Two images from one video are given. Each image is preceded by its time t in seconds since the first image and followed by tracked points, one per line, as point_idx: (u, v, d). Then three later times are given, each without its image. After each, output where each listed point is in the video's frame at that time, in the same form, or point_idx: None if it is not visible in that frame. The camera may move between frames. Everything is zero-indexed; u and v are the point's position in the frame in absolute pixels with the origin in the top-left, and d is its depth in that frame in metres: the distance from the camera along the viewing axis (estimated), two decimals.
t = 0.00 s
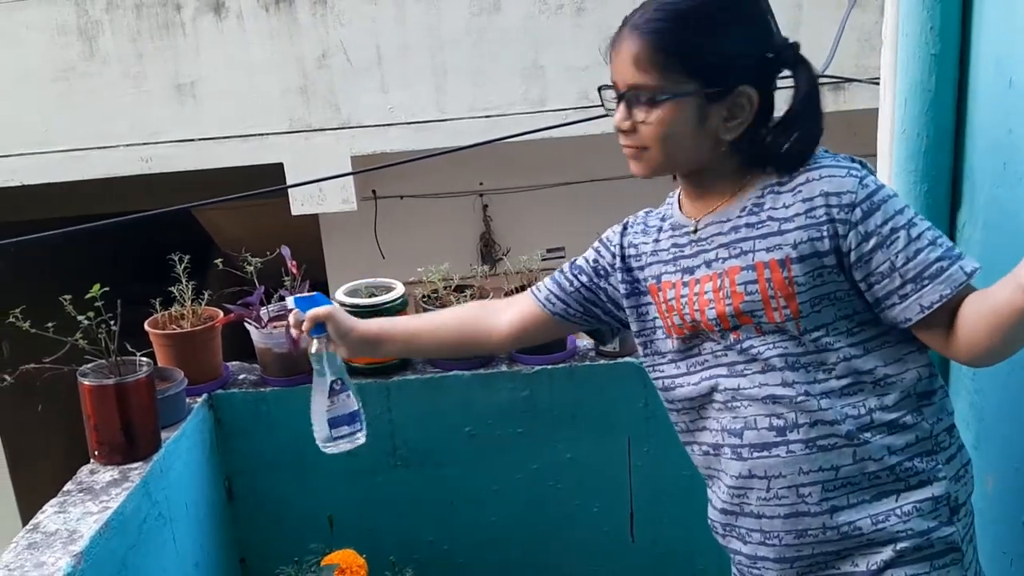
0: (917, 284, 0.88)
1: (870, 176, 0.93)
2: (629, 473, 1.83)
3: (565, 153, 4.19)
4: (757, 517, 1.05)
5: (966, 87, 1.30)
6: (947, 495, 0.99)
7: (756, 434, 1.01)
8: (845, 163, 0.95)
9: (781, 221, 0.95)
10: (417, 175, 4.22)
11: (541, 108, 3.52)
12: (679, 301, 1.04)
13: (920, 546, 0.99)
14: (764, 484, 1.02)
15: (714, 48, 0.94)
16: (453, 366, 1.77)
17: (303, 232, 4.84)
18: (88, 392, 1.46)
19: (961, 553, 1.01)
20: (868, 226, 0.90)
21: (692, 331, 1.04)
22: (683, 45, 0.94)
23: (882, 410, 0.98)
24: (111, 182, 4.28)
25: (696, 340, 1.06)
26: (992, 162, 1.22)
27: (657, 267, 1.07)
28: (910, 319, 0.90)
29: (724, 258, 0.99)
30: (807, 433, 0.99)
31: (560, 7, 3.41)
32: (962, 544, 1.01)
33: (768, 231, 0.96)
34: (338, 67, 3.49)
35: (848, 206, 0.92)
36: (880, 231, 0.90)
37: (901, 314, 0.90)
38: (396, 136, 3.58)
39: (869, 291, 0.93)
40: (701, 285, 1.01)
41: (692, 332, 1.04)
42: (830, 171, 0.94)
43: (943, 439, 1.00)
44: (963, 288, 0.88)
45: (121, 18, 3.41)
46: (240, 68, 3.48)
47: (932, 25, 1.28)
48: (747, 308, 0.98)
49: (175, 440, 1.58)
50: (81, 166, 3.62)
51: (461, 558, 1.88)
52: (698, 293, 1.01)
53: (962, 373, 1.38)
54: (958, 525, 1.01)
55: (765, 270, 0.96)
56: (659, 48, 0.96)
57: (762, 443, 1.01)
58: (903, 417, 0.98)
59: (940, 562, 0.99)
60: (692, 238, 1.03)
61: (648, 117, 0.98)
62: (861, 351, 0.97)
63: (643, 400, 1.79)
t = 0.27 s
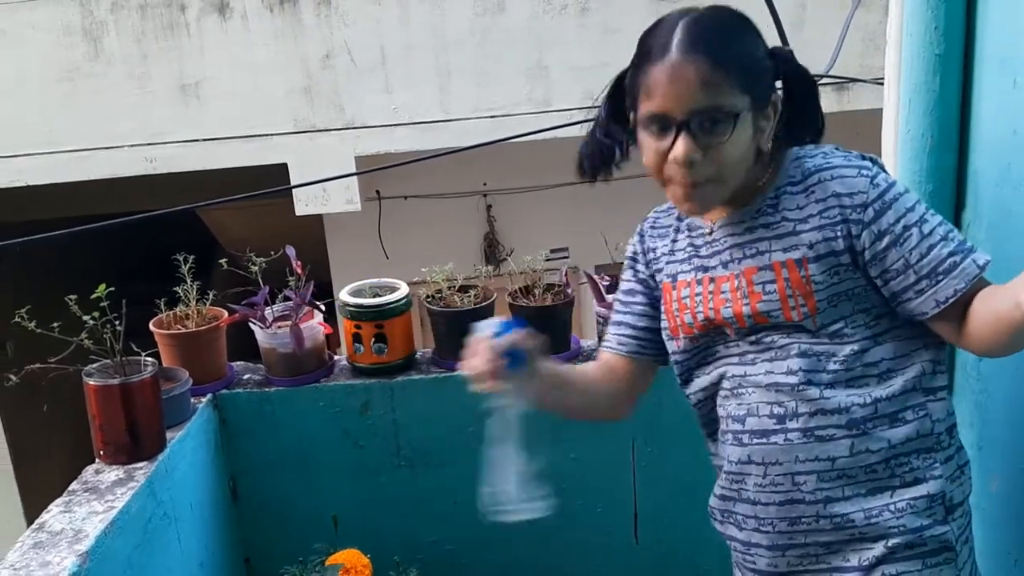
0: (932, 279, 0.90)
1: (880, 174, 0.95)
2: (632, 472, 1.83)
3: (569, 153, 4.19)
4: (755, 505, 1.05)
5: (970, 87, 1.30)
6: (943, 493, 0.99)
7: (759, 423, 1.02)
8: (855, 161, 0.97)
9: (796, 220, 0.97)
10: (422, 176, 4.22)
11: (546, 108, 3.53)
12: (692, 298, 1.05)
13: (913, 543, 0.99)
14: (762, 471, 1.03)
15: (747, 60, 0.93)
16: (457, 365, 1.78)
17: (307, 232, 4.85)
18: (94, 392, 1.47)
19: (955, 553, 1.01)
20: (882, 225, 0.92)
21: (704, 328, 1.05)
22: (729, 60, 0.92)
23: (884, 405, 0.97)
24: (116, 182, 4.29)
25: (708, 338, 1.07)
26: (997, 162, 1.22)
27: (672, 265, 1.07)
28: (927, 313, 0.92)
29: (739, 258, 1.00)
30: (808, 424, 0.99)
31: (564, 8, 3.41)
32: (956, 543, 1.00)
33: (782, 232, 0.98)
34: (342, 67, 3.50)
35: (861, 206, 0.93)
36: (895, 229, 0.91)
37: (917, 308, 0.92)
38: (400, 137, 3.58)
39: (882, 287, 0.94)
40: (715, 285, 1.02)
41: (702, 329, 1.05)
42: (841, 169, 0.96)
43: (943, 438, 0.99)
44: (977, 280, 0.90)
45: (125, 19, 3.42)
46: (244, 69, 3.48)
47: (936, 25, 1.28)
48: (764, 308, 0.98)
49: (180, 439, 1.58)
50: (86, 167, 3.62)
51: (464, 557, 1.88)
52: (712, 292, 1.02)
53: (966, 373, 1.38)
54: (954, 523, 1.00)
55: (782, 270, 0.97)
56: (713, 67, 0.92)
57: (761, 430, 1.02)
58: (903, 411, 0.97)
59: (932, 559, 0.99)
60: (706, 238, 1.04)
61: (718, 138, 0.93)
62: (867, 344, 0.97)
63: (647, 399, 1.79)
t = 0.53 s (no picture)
0: (949, 266, 0.91)
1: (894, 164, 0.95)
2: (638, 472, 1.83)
3: (574, 154, 4.19)
4: (774, 502, 1.06)
5: (976, 88, 1.30)
6: (961, 485, 0.99)
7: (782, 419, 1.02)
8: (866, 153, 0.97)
9: (816, 213, 0.96)
10: (426, 176, 4.22)
11: (550, 109, 3.53)
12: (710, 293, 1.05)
13: (931, 535, 0.99)
14: (782, 467, 1.04)
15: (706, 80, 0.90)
16: (462, 365, 1.78)
17: (312, 233, 4.85)
18: (100, 393, 1.47)
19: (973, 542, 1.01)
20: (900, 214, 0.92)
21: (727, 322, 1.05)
22: (688, 88, 0.89)
23: (904, 399, 0.98)
24: (122, 183, 4.30)
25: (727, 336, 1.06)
26: (1003, 162, 1.21)
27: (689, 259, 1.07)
28: (946, 298, 0.92)
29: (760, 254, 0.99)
30: (830, 419, 0.99)
31: (568, 9, 3.41)
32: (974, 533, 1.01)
33: (802, 227, 0.96)
34: (347, 69, 3.50)
35: (876, 197, 0.93)
36: (911, 217, 0.92)
37: (935, 294, 0.93)
38: (405, 137, 3.59)
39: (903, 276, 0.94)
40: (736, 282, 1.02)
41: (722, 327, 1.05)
42: (857, 162, 0.95)
43: (960, 429, 1.00)
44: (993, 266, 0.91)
45: (131, 20, 3.43)
46: (249, 70, 3.49)
47: (942, 26, 1.28)
48: (791, 305, 0.98)
49: (186, 439, 1.59)
50: (92, 167, 3.63)
51: (470, 557, 1.89)
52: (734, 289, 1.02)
53: (972, 373, 1.38)
54: (970, 515, 1.01)
55: (806, 264, 0.96)
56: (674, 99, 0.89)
57: (781, 427, 1.02)
58: (920, 403, 0.98)
59: (951, 550, 0.99)
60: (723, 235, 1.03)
61: (696, 168, 0.91)
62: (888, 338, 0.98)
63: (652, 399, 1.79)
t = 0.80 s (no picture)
0: (976, 281, 0.88)
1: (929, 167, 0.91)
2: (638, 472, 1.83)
3: (575, 155, 4.20)
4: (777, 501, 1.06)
5: (976, 89, 1.30)
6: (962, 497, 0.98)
7: (800, 420, 1.01)
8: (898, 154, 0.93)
9: (840, 217, 0.93)
10: (428, 177, 4.23)
11: (552, 110, 3.53)
12: (733, 301, 1.04)
13: (925, 542, 0.98)
14: (786, 470, 1.04)
15: (700, 79, 0.89)
16: (463, 366, 1.78)
17: (313, 233, 4.86)
18: (102, 393, 1.48)
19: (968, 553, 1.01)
20: (931, 221, 0.89)
21: (747, 327, 1.03)
22: (676, 90, 0.89)
23: (913, 411, 0.97)
24: (123, 183, 4.31)
25: (751, 338, 1.05)
26: (1003, 163, 1.21)
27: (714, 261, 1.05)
28: (969, 314, 0.90)
29: (784, 253, 0.97)
30: (840, 425, 0.99)
31: (570, 10, 3.41)
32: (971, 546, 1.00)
33: (830, 226, 0.94)
34: (349, 69, 3.51)
35: (911, 202, 0.89)
36: (944, 228, 0.88)
37: (957, 307, 0.90)
38: (406, 138, 3.59)
39: (927, 283, 0.92)
40: (759, 284, 1.00)
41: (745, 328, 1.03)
42: (890, 164, 0.91)
43: (968, 441, 0.98)
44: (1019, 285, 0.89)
45: (133, 21, 3.44)
46: (251, 71, 3.49)
47: (941, 26, 1.28)
48: (807, 305, 0.96)
49: (187, 440, 1.59)
50: (93, 168, 3.63)
51: (470, 558, 1.89)
52: (756, 291, 1.00)
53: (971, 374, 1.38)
54: (970, 526, 1.00)
55: (828, 265, 0.94)
56: (662, 100, 0.89)
57: (789, 432, 1.03)
58: (930, 415, 0.97)
59: (943, 560, 0.98)
60: (750, 235, 1.00)
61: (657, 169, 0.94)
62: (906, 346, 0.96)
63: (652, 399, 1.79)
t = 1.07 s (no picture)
0: (954, 306, 0.83)
1: (906, 190, 0.87)
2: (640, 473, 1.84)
3: (577, 156, 4.20)
4: (800, 501, 1.09)
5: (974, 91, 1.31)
6: (971, 509, 0.96)
7: (810, 429, 1.04)
8: (878, 178, 0.90)
9: (821, 249, 0.93)
10: (430, 178, 4.24)
11: (553, 111, 3.54)
12: (745, 334, 1.05)
13: (924, 545, 0.98)
14: (805, 474, 1.06)
15: (689, 114, 0.90)
16: (464, 367, 1.79)
17: (315, 235, 4.86)
18: (105, 394, 1.49)
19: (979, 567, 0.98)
20: (901, 251, 0.85)
21: (761, 358, 1.04)
22: (666, 124, 0.91)
23: (921, 424, 0.95)
24: (126, 185, 4.32)
25: (769, 366, 1.06)
26: (1001, 165, 1.22)
27: (723, 298, 1.06)
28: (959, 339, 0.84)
29: (779, 289, 0.98)
30: (847, 435, 1.00)
31: (571, 12, 3.42)
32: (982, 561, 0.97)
33: (812, 260, 0.94)
34: (351, 71, 3.52)
35: (879, 232, 0.87)
36: (912, 256, 0.85)
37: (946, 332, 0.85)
38: (408, 139, 3.60)
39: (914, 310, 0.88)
40: (762, 318, 1.01)
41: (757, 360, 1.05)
42: (862, 193, 0.90)
43: (987, 456, 0.96)
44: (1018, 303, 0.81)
45: (135, 23, 3.45)
46: (253, 72, 3.50)
47: (939, 29, 1.29)
48: (805, 339, 0.97)
49: (190, 441, 1.60)
50: (96, 169, 3.64)
51: (472, 557, 1.89)
52: (760, 325, 1.02)
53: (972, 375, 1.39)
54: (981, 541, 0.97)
55: (814, 301, 0.94)
56: (648, 136, 0.92)
57: (806, 437, 1.05)
58: (942, 429, 0.95)
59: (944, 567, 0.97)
60: (750, 271, 1.01)
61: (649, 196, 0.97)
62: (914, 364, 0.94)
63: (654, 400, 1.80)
